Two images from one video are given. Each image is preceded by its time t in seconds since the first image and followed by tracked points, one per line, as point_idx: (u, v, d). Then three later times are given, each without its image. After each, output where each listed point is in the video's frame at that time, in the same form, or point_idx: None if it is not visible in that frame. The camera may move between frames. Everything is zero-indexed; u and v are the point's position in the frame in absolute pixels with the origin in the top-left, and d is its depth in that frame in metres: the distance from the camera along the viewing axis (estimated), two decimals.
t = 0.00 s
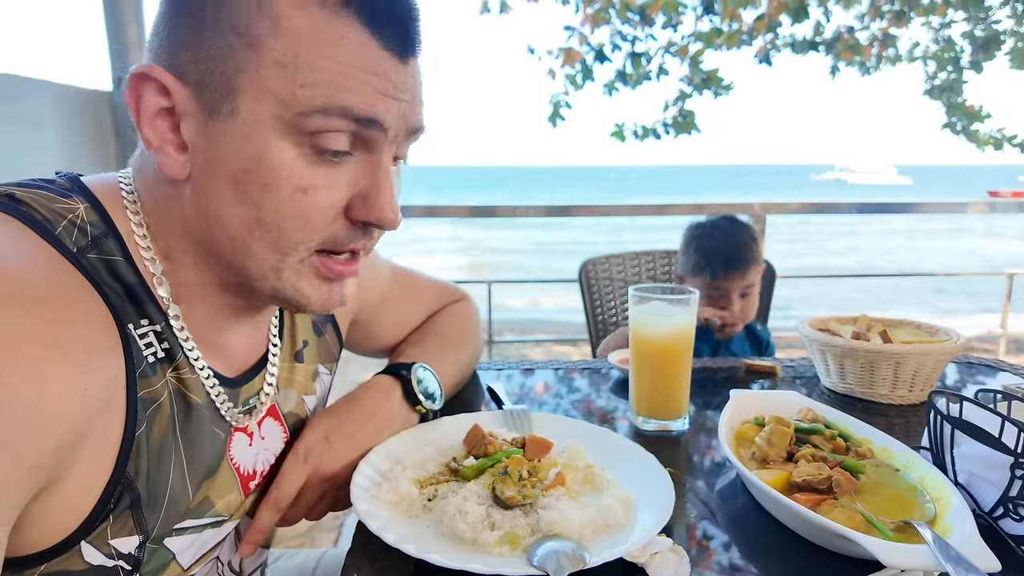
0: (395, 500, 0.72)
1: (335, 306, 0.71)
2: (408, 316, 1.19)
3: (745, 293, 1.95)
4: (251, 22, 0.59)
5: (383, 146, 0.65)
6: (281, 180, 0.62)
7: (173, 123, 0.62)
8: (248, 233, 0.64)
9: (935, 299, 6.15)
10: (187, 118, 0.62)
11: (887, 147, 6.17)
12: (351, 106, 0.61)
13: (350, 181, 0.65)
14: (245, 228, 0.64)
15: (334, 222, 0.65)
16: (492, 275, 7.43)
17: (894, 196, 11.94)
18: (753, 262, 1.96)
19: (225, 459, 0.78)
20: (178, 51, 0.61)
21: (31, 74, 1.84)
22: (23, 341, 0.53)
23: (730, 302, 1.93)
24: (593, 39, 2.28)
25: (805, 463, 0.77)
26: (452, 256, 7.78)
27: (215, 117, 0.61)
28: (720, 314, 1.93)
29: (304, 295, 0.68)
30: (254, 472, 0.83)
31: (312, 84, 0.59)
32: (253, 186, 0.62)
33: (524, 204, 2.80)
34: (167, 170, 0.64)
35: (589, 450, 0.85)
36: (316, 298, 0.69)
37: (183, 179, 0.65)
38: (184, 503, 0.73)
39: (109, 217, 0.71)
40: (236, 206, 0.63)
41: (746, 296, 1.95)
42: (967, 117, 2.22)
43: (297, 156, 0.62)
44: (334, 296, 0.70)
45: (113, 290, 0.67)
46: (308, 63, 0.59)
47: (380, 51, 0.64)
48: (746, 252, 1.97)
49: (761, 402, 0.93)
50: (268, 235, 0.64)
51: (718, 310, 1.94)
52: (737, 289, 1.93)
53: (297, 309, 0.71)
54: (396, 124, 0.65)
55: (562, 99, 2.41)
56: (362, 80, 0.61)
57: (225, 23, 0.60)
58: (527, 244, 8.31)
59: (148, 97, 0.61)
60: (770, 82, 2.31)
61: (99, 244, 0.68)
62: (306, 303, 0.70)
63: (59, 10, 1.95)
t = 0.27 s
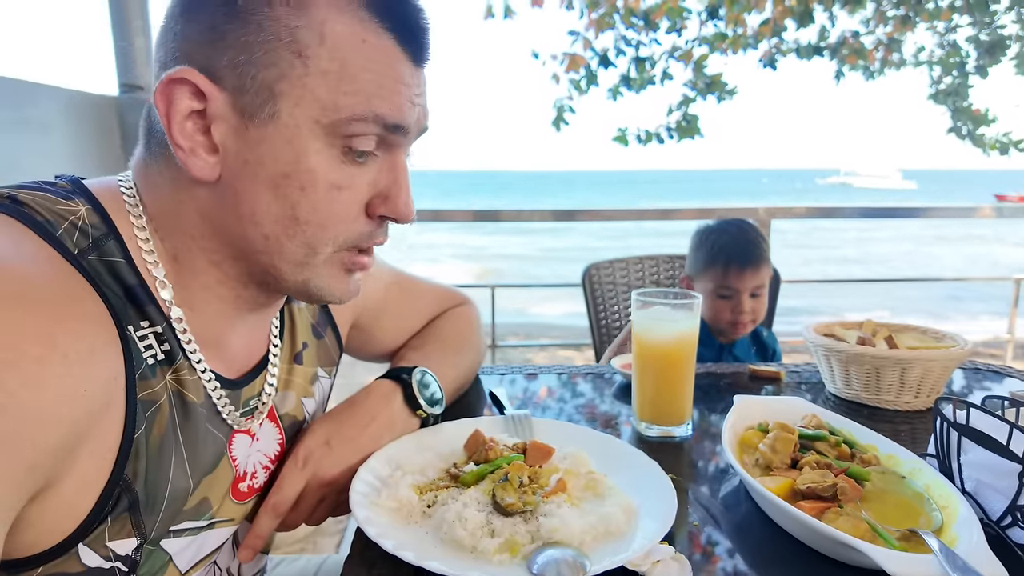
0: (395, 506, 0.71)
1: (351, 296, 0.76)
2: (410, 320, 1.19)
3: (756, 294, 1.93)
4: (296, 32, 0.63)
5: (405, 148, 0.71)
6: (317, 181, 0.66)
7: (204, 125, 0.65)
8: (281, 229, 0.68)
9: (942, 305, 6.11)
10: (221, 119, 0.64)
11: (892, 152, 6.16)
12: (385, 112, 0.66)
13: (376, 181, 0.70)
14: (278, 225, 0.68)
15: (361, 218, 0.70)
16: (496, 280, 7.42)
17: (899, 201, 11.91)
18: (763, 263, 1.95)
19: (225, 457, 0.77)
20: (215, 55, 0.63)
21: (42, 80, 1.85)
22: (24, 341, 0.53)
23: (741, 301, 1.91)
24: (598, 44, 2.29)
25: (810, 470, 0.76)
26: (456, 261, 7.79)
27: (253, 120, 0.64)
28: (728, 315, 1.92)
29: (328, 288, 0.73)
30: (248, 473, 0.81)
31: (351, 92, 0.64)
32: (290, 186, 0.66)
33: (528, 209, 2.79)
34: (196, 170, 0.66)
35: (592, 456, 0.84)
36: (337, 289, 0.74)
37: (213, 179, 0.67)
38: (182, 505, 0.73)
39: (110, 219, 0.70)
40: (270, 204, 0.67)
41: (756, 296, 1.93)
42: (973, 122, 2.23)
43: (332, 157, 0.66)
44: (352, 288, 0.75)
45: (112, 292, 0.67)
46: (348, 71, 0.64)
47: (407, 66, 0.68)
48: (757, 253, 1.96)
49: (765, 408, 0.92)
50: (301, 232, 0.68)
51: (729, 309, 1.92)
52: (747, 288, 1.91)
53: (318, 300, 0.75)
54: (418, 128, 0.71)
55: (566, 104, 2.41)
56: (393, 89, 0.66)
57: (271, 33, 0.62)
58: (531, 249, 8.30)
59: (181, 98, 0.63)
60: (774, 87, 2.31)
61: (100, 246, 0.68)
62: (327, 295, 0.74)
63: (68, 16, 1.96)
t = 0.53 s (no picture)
0: (398, 508, 0.71)
1: (336, 289, 0.70)
2: (413, 322, 1.19)
3: (755, 290, 1.93)
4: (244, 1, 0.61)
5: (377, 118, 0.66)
6: (276, 150, 0.62)
7: (174, 110, 0.64)
8: (246, 210, 0.64)
9: (947, 308, 6.10)
10: (184, 100, 0.63)
11: (896, 155, 6.15)
12: (344, 74, 0.62)
13: (346, 154, 0.65)
14: (243, 206, 0.64)
15: (333, 195, 0.65)
16: (499, 282, 7.42)
17: (903, 203, 11.88)
18: (763, 260, 1.95)
19: (228, 459, 0.77)
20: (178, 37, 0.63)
21: (44, 82, 1.86)
22: (27, 344, 0.53)
23: (739, 296, 1.92)
24: (600, 47, 2.30)
25: (813, 474, 0.76)
26: (458, 263, 7.79)
27: (211, 94, 0.61)
28: (725, 309, 1.93)
29: (306, 273, 0.68)
30: (252, 475, 0.82)
31: (304, 54, 0.61)
32: (250, 161, 0.62)
33: (530, 211, 2.79)
34: (164, 153, 0.65)
35: (595, 460, 0.84)
36: (315, 278, 0.68)
37: (183, 162, 0.65)
38: (185, 507, 0.73)
39: (114, 220, 0.71)
40: (233, 183, 0.63)
41: (755, 293, 1.93)
42: (976, 123, 2.22)
43: (294, 127, 0.62)
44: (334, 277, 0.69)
45: (116, 294, 0.67)
46: (301, 35, 0.61)
47: (371, 29, 0.65)
48: (759, 249, 1.97)
49: (769, 411, 0.92)
50: (266, 210, 0.64)
51: (726, 304, 1.93)
52: (744, 283, 1.92)
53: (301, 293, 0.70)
54: (389, 95, 0.66)
55: (569, 106, 2.39)
56: (353, 51, 0.63)
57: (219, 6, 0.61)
58: (534, 251, 8.30)
59: (150, 84, 0.63)
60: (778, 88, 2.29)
61: (104, 248, 0.68)
62: (305, 285, 0.69)
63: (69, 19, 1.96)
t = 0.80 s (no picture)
0: (407, 509, 0.72)
1: (294, 291, 0.67)
2: (419, 324, 1.19)
3: (759, 290, 1.95)
4: None
5: (328, 108, 0.64)
6: (219, 144, 0.62)
7: (152, 108, 0.67)
8: (196, 206, 0.64)
9: (952, 310, 6.08)
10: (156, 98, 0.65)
11: (900, 157, 6.15)
12: (283, 62, 0.61)
13: (294, 147, 0.64)
14: (192, 202, 0.64)
15: (280, 190, 0.63)
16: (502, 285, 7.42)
17: (908, 206, 11.85)
18: (766, 260, 1.96)
19: (240, 458, 0.78)
20: (152, 40, 0.66)
21: (54, 86, 1.88)
22: (44, 343, 0.54)
23: (741, 295, 1.93)
24: (605, 49, 2.31)
25: (821, 476, 0.76)
26: (462, 266, 7.79)
27: (170, 91, 0.63)
28: (727, 308, 1.94)
29: (259, 273, 0.65)
30: (264, 475, 0.82)
31: (243, 43, 0.60)
32: (196, 154, 0.62)
33: (534, 214, 2.79)
34: (142, 149, 0.68)
35: (603, 462, 0.85)
36: (270, 279, 0.66)
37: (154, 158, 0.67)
38: (198, 503, 0.73)
39: (123, 222, 0.72)
40: (185, 178, 0.63)
41: (758, 292, 1.94)
42: (981, 126, 2.24)
43: (237, 119, 0.62)
44: (291, 277, 0.67)
45: (127, 292, 0.68)
46: (243, 23, 0.60)
47: (323, 13, 0.63)
48: (763, 249, 1.98)
49: (775, 414, 0.92)
50: (214, 206, 0.63)
51: (728, 304, 1.94)
52: (747, 282, 1.93)
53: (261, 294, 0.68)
54: (340, 85, 0.64)
55: (573, 109, 2.39)
56: (297, 38, 0.62)
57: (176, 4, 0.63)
58: (538, 254, 8.30)
59: (131, 83, 0.67)
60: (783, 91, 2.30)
61: (115, 248, 0.69)
62: (261, 287, 0.67)
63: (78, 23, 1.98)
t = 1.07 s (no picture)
0: (414, 513, 0.72)
1: (286, 312, 0.69)
2: (426, 329, 1.20)
3: (766, 293, 1.96)
4: (216, 12, 0.62)
5: (332, 141, 0.64)
6: (220, 166, 0.62)
7: (167, 114, 0.68)
8: (197, 221, 0.65)
9: (959, 314, 6.05)
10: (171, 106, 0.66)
11: (905, 161, 6.13)
12: (289, 94, 0.61)
13: (294, 175, 0.64)
14: (194, 217, 0.65)
15: (277, 218, 0.64)
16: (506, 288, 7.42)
17: (914, 209, 11.81)
18: (772, 262, 1.97)
19: (247, 461, 0.78)
20: (172, 46, 0.67)
21: (66, 91, 1.91)
22: (54, 348, 0.54)
23: (749, 298, 1.95)
24: (609, 53, 2.31)
25: (828, 482, 0.76)
26: (466, 269, 7.80)
27: (182, 102, 0.64)
28: (735, 311, 1.96)
29: (254, 295, 0.67)
30: (274, 477, 0.83)
31: (251, 69, 0.60)
32: (199, 171, 0.63)
33: (539, 218, 2.80)
34: (156, 153, 0.70)
35: (609, 467, 0.85)
36: (263, 300, 0.67)
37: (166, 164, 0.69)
38: (204, 507, 0.73)
39: (131, 226, 0.73)
40: (189, 193, 0.65)
41: (765, 294, 1.95)
42: (987, 130, 2.22)
43: (240, 143, 0.62)
44: (284, 301, 0.68)
45: (135, 297, 0.68)
46: (255, 50, 0.61)
47: (337, 46, 0.63)
48: (769, 251, 1.98)
49: (782, 419, 0.92)
50: (213, 226, 0.64)
51: (737, 307, 1.97)
52: (754, 285, 1.94)
53: (255, 311, 0.69)
54: (345, 120, 0.64)
55: (578, 112, 2.40)
56: (306, 71, 0.61)
57: (196, 15, 0.63)
58: (542, 258, 8.30)
59: (150, 89, 0.68)
60: (787, 96, 2.32)
61: (123, 253, 0.69)
62: (256, 305, 0.68)
63: (84, 28, 1.99)
